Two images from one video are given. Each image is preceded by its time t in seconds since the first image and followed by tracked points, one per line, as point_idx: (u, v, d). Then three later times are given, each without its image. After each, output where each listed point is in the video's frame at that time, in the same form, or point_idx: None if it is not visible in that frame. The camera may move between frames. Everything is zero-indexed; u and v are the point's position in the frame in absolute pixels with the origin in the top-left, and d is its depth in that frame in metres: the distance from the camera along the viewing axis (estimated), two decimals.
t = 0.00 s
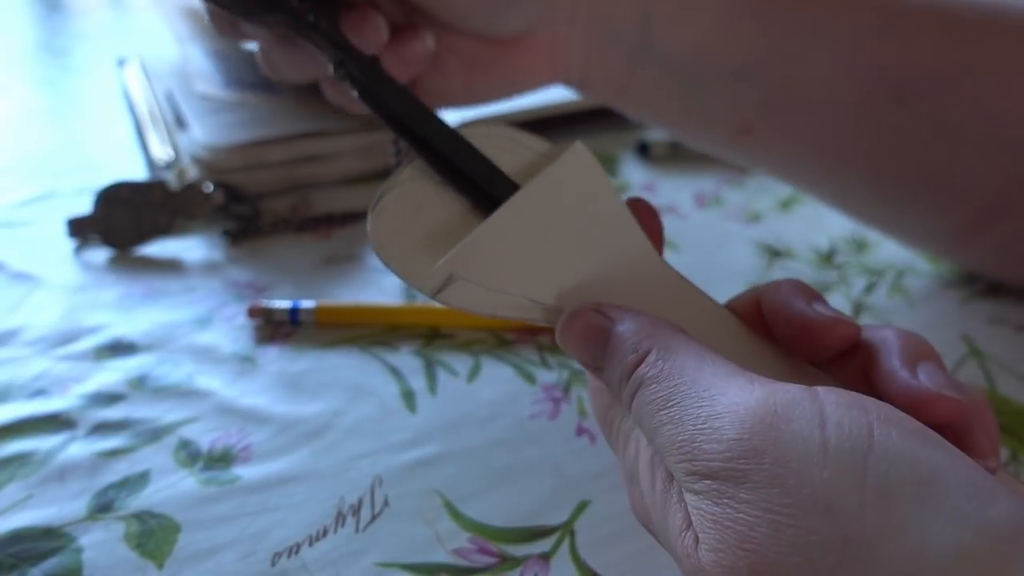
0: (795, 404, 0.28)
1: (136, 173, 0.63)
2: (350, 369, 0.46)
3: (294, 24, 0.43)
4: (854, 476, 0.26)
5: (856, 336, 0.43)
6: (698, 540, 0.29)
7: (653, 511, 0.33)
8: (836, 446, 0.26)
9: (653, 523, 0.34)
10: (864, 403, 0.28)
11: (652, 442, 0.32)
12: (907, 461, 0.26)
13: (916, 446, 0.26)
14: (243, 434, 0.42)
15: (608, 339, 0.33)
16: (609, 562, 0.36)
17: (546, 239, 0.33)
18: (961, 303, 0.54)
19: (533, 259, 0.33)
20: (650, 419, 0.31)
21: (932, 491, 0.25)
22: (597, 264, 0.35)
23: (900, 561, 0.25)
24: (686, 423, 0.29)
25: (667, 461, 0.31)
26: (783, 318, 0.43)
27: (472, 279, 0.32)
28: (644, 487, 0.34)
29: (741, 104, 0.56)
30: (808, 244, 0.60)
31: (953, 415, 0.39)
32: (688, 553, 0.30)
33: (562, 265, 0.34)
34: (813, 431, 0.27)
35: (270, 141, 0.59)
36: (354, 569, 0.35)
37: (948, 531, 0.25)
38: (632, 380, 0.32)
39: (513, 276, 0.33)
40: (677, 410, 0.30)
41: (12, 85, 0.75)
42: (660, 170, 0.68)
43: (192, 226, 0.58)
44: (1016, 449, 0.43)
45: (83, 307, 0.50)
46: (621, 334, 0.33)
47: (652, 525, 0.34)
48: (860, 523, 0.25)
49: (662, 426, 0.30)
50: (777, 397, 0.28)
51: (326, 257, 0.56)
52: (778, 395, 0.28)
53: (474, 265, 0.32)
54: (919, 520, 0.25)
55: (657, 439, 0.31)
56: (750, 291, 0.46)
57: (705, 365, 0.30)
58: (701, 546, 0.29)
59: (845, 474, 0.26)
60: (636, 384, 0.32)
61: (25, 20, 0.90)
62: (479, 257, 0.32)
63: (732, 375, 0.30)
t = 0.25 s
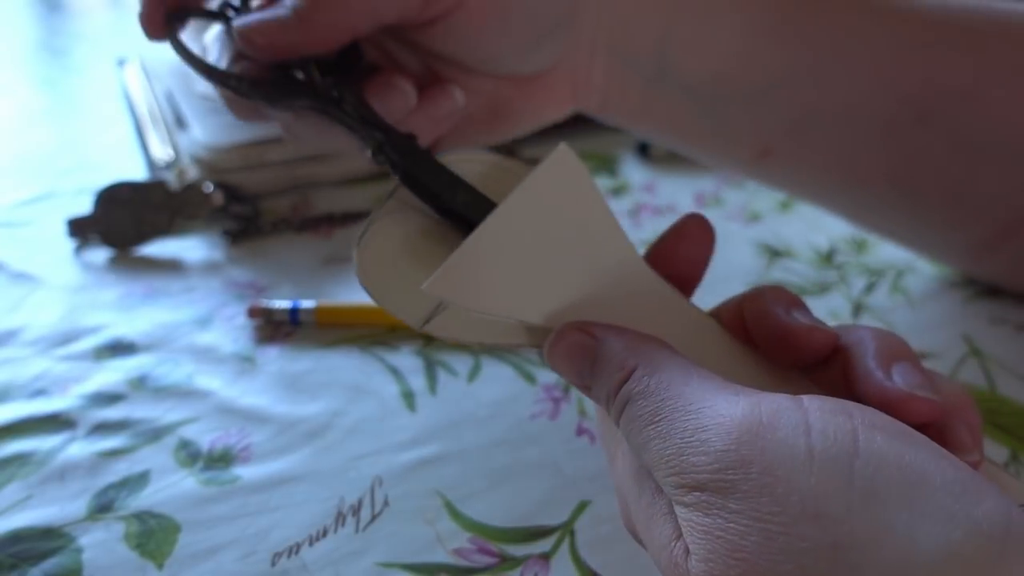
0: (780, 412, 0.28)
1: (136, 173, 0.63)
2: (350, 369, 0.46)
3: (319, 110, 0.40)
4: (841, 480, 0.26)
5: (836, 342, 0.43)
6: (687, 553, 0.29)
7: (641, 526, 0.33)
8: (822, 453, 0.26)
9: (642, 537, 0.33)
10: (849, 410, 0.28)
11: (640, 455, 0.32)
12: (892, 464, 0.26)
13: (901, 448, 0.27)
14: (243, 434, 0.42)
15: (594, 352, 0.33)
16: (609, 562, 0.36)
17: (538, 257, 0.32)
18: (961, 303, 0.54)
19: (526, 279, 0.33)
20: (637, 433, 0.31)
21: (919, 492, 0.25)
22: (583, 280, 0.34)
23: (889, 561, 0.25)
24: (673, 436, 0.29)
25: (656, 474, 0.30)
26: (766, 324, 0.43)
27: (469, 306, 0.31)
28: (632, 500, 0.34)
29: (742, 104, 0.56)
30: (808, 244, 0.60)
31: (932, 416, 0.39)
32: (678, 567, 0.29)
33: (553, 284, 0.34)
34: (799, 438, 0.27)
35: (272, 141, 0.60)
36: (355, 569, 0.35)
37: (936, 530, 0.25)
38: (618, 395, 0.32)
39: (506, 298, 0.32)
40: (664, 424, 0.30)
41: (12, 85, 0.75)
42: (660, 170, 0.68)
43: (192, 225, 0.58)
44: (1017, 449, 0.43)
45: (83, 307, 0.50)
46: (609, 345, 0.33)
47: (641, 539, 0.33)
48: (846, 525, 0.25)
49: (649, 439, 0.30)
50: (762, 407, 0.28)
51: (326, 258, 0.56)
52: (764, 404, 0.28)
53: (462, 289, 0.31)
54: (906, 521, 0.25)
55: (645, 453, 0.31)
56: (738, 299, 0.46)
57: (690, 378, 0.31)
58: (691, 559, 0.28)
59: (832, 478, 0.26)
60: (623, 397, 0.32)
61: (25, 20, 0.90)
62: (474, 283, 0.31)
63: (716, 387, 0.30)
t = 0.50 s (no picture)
0: (790, 404, 0.28)
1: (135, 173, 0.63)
2: (350, 369, 0.46)
3: (396, 154, 0.36)
4: (849, 471, 0.26)
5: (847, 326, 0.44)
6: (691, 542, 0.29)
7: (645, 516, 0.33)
8: (832, 444, 0.26)
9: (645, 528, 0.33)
10: (858, 403, 0.28)
11: (649, 446, 0.32)
12: (902, 457, 0.26)
13: (911, 442, 0.26)
14: (243, 434, 0.42)
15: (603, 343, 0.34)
16: (609, 562, 0.36)
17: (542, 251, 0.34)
18: (961, 303, 0.54)
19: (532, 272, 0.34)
20: (647, 421, 0.31)
21: (927, 485, 0.25)
22: (593, 274, 0.36)
23: (895, 554, 0.25)
24: (684, 424, 0.29)
25: (664, 464, 0.30)
26: (776, 319, 0.44)
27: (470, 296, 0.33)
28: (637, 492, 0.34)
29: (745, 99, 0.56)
30: (808, 244, 0.60)
31: (943, 389, 0.40)
32: (681, 556, 0.29)
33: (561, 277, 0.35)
34: (809, 429, 0.27)
35: (272, 140, 0.60)
36: (355, 569, 0.35)
37: (942, 523, 0.25)
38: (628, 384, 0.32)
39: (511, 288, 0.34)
40: (675, 412, 0.30)
41: (11, 85, 0.75)
42: (660, 170, 0.68)
43: (192, 225, 0.58)
44: (1017, 449, 0.43)
45: (84, 307, 0.50)
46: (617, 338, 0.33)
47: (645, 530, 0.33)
48: (854, 517, 0.25)
49: (658, 427, 0.30)
50: (773, 398, 0.28)
51: (326, 257, 0.56)
52: (774, 396, 0.28)
53: (462, 276, 0.33)
54: (914, 513, 0.25)
55: (654, 442, 0.31)
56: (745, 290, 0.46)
57: (703, 369, 0.31)
58: (696, 547, 0.28)
59: (839, 470, 0.26)
60: (632, 387, 0.32)
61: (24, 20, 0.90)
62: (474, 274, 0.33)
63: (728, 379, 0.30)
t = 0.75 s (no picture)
0: (805, 396, 0.28)
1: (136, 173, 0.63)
2: (350, 369, 0.46)
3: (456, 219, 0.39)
4: (862, 464, 0.26)
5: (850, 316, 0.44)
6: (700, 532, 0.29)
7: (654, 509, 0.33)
8: (846, 436, 0.27)
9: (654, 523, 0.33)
10: (871, 399, 0.28)
11: (661, 437, 0.32)
12: (915, 451, 0.26)
13: (924, 439, 0.27)
14: (243, 434, 0.42)
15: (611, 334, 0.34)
16: (609, 562, 0.36)
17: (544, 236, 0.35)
18: (961, 303, 0.54)
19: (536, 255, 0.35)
20: (660, 411, 0.31)
21: (940, 479, 0.25)
22: (595, 260, 0.36)
23: (910, 551, 0.24)
24: (697, 414, 0.30)
25: (676, 454, 0.31)
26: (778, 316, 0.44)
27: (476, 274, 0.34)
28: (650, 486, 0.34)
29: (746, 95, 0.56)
30: (808, 244, 0.60)
31: (945, 373, 0.40)
32: (690, 547, 0.29)
33: (567, 263, 0.36)
34: (823, 421, 0.27)
35: (273, 140, 0.60)
36: (355, 569, 0.35)
37: (955, 518, 0.25)
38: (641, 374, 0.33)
39: (516, 269, 0.35)
40: (688, 402, 0.30)
41: (11, 85, 0.75)
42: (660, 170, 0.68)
43: (192, 225, 0.58)
44: (1017, 449, 0.43)
45: (84, 307, 0.50)
46: (626, 328, 0.34)
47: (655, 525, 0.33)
48: (867, 509, 0.25)
49: (670, 418, 0.31)
50: (787, 391, 0.28)
51: (326, 258, 0.56)
52: (788, 388, 0.28)
53: (471, 254, 0.34)
54: (927, 508, 0.25)
55: (667, 432, 0.31)
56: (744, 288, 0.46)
57: (716, 363, 0.31)
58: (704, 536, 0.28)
59: (853, 463, 0.26)
60: (645, 379, 0.33)
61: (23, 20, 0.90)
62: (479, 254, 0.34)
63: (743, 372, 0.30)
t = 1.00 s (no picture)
0: (822, 389, 0.28)
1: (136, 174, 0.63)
2: (350, 369, 0.46)
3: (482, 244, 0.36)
4: (886, 456, 0.26)
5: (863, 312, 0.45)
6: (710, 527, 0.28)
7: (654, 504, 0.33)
8: (866, 428, 0.27)
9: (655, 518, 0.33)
10: (889, 394, 0.28)
11: (667, 432, 0.32)
12: (936, 443, 0.26)
13: (945, 432, 0.27)
14: (243, 434, 0.42)
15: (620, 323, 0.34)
16: (608, 562, 0.36)
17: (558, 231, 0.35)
18: (961, 303, 0.54)
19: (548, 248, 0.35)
20: (669, 404, 0.31)
21: (965, 471, 0.25)
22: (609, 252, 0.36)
23: (938, 545, 0.24)
24: (710, 407, 0.29)
25: (685, 448, 0.30)
26: (795, 315, 0.45)
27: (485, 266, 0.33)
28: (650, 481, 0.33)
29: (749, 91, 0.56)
30: (808, 244, 0.60)
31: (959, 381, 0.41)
32: (699, 541, 0.28)
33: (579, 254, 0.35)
34: (843, 413, 0.27)
35: (272, 141, 0.60)
36: (355, 569, 0.35)
37: (980, 510, 0.25)
38: (649, 367, 0.33)
39: (531, 260, 0.34)
40: (700, 396, 0.30)
41: (11, 85, 0.75)
42: (660, 170, 0.68)
43: (192, 225, 0.58)
44: (1017, 449, 0.43)
45: (84, 307, 0.50)
46: (634, 321, 0.34)
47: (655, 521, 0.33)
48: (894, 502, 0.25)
49: (680, 411, 0.31)
50: (803, 383, 0.28)
51: (326, 258, 0.56)
52: (804, 381, 0.29)
53: (487, 246, 0.33)
54: (953, 499, 0.25)
55: (675, 426, 0.31)
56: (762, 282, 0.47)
57: (728, 357, 0.31)
58: (712, 531, 0.28)
59: (876, 455, 0.26)
60: (654, 373, 0.33)
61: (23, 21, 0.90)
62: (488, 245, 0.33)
63: (755, 366, 0.30)
